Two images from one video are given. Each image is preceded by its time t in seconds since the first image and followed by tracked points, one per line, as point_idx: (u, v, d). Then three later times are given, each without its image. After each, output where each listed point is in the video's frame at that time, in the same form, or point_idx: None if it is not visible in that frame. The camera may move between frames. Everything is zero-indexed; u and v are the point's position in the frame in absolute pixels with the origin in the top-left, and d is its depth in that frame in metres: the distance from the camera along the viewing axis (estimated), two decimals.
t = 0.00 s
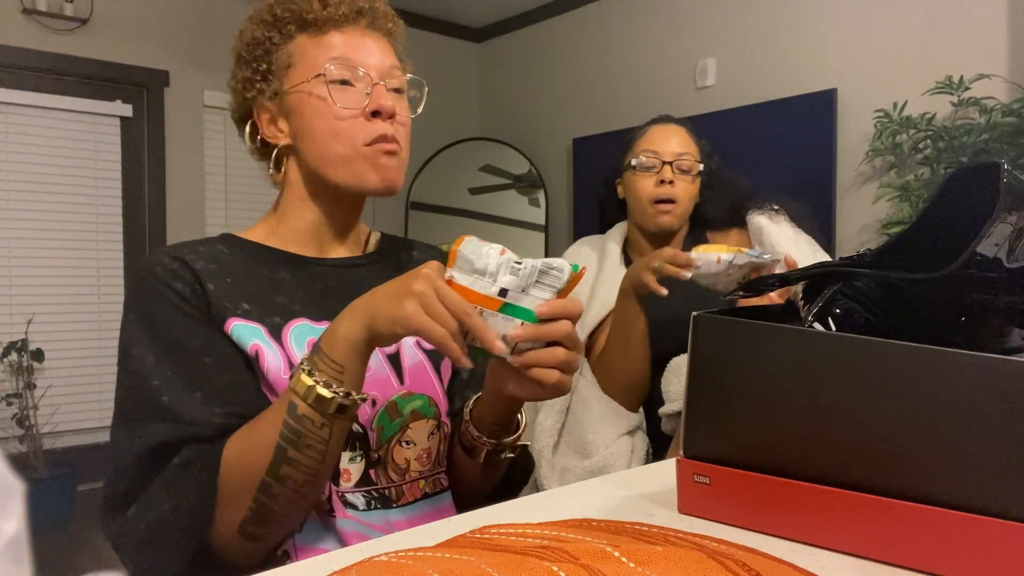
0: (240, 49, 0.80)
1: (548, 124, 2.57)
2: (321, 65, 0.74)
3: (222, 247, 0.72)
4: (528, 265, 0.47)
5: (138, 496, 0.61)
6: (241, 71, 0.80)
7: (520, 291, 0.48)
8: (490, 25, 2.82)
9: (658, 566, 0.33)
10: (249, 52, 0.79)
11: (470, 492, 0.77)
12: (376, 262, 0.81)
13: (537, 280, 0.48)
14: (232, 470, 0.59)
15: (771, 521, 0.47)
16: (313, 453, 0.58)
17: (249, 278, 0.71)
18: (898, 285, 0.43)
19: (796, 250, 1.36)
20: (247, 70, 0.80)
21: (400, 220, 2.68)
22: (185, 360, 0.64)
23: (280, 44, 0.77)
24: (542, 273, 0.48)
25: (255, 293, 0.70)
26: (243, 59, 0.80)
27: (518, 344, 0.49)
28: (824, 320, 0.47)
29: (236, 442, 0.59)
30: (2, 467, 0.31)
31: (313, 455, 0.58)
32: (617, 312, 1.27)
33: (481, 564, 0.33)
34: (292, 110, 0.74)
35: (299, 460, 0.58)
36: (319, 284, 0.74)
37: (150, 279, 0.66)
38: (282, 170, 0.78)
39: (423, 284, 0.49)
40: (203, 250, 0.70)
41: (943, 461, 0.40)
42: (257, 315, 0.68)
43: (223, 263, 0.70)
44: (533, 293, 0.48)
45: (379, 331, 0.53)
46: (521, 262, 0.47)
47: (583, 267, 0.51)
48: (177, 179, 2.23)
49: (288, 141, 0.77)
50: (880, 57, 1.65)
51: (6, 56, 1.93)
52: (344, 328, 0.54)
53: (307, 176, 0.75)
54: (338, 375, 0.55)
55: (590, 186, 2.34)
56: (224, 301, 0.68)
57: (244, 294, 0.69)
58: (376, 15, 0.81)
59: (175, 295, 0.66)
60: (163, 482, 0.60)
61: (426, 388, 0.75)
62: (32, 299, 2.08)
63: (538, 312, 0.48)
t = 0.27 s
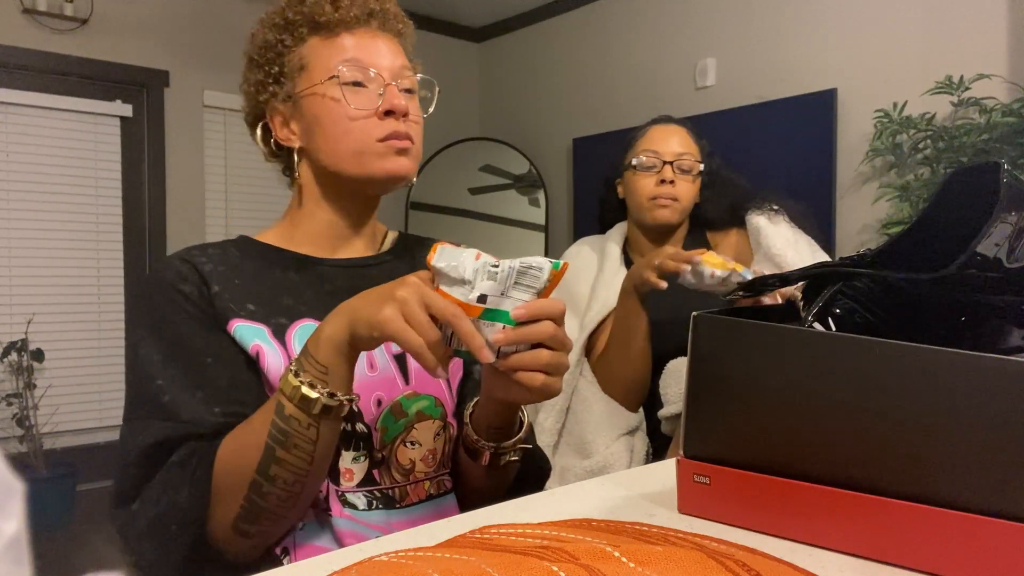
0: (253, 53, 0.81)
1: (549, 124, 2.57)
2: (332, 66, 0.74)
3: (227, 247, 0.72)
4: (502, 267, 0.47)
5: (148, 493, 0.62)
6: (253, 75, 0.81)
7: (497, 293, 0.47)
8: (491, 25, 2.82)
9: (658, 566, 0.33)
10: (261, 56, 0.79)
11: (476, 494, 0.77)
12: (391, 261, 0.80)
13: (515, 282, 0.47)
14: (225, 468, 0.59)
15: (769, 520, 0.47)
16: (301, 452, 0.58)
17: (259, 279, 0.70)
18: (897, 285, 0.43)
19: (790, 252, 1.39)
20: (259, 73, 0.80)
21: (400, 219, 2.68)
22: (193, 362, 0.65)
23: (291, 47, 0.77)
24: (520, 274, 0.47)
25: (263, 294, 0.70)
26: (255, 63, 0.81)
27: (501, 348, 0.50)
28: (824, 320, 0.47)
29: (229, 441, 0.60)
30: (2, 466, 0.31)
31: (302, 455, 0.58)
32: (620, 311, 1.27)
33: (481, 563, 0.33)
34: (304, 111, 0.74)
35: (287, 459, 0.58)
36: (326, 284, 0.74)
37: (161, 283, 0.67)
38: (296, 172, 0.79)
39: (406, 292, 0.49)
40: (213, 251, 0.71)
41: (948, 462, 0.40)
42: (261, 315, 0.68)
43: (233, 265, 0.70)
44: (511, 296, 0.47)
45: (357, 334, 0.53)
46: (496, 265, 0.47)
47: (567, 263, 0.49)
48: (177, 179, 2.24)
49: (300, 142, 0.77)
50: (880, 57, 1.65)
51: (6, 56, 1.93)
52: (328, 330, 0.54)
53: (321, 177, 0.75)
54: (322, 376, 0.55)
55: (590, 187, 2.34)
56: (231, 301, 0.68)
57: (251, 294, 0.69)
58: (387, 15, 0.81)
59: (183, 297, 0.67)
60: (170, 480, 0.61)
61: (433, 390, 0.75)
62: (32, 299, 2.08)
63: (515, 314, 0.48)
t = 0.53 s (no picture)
0: (264, 57, 0.81)
1: (549, 123, 2.57)
2: (336, 68, 0.74)
3: (233, 248, 0.73)
4: (493, 266, 0.48)
5: (152, 492, 0.62)
6: (265, 78, 0.81)
7: (491, 291, 0.49)
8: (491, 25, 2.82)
9: (658, 566, 0.33)
10: (272, 59, 0.80)
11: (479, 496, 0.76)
12: (402, 260, 0.80)
13: (508, 280, 0.49)
14: (225, 465, 0.60)
15: (769, 520, 0.47)
16: (298, 449, 0.58)
17: (264, 278, 0.71)
18: (897, 285, 0.43)
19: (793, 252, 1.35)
20: (269, 77, 0.80)
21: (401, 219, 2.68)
22: (201, 361, 0.66)
23: (298, 49, 0.78)
24: (511, 271, 0.49)
25: (269, 292, 0.70)
26: (266, 67, 0.81)
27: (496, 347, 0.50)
28: (824, 320, 0.47)
29: (229, 438, 0.60)
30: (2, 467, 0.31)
31: (299, 451, 0.58)
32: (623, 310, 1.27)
33: (481, 563, 0.33)
34: (311, 113, 0.75)
35: (284, 456, 0.58)
36: (335, 284, 0.73)
37: (173, 285, 0.68)
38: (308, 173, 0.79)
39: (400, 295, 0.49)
40: (227, 250, 0.72)
41: (949, 462, 0.39)
42: (268, 314, 0.68)
43: (244, 264, 0.71)
44: (505, 293, 0.49)
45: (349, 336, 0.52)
46: (487, 265, 0.49)
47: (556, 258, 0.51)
48: (177, 179, 2.24)
49: (310, 144, 0.78)
50: (880, 57, 1.65)
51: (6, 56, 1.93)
52: (322, 329, 0.54)
53: (330, 179, 0.75)
54: (317, 374, 0.55)
55: (590, 186, 2.34)
56: (238, 300, 0.68)
57: (258, 293, 0.69)
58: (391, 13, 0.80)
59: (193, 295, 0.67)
60: (176, 478, 0.61)
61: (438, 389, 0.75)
62: (32, 299, 2.08)
63: (508, 312, 0.49)
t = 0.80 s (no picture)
0: (266, 55, 0.81)
1: (549, 123, 2.57)
2: (341, 68, 0.74)
3: (234, 248, 0.73)
4: (488, 268, 0.48)
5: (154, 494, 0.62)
6: (267, 76, 0.81)
7: (487, 294, 0.48)
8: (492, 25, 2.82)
9: (658, 566, 0.33)
10: (274, 57, 0.80)
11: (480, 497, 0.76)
12: (404, 259, 0.79)
13: (502, 281, 0.48)
14: (224, 466, 0.60)
15: (768, 520, 0.47)
16: (295, 451, 0.58)
17: (264, 278, 0.71)
18: (897, 285, 0.43)
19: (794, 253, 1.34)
20: (272, 75, 0.80)
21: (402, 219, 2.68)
22: (201, 361, 0.66)
23: (302, 48, 0.78)
24: (507, 273, 0.48)
25: (269, 292, 0.70)
26: (268, 65, 0.81)
27: (491, 350, 0.51)
28: (824, 320, 0.47)
29: (228, 439, 0.60)
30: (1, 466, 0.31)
31: (296, 453, 0.58)
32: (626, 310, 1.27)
33: (481, 564, 0.33)
34: (313, 113, 0.75)
35: (281, 458, 0.58)
36: (336, 283, 0.73)
37: (173, 284, 0.68)
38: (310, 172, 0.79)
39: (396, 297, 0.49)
40: (228, 251, 0.72)
41: (950, 462, 0.39)
42: (268, 314, 0.68)
43: (244, 264, 0.71)
44: (500, 295, 0.49)
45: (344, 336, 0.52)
46: (483, 267, 0.48)
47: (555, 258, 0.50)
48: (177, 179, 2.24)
49: (311, 144, 0.78)
50: (880, 57, 1.65)
51: (7, 56, 1.93)
52: (319, 330, 0.54)
53: (331, 179, 0.75)
54: (313, 375, 0.55)
55: (590, 186, 2.34)
56: (238, 300, 0.68)
57: (258, 293, 0.69)
58: (397, 14, 0.80)
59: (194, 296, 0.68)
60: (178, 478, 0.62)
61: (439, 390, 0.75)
62: (32, 299, 2.08)
63: (504, 315, 0.49)
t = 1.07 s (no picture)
0: (260, 50, 0.81)
1: (548, 123, 2.57)
2: (337, 67, 0.74)
3: (227, 249, 0.73)
4: (484, 269, 0.49)
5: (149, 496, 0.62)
6: (260, 72, 0.81)
7: (486, 294, 0.49)
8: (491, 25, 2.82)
9: (658, 566, 0.33)
10: (268, 53, 0.80)
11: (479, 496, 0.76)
12: (393, 259, 0.80)
13: (497, 280, 0.49)
14: (222, 468, 0.60)
15: (768, 520, 0.47)
16: (294, 451, 0.58)
17: (258, 279, 0.71)
18: (897, 285, 0.43)
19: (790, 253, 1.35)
20: (265, 71, 0.80)
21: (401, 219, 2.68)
22: (196, 363, 0.66)
23: (297, 46, 0.77)
24: (500, 271, 0.49)
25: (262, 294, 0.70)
26: (262, 60, 0.81)
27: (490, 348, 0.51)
28: (824, 320, 0.46)
29: (226, 440, 0.60)
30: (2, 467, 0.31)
31: (295, 454, 0.58)
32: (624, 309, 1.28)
33: (481, 563, 0.33)
34: (307, 111, 0.75)
35: (281, 458, 0.58)
36: (328, 282, 0.74)
37: (166, 286, 0.68)
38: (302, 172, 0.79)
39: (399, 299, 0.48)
40: (217, 251, 0.72)
41: (949, 462, 0.39)
42: (262, 315, 0.69)
43: (236, 265, 0.71)
44: (495, 293, 0.50)
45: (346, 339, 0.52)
46: (478, 270, 0.49)
47: (544, 255, 0.52)
48: (177, 179, 2.24)
49: (303, 142, 0.78)
50: (880, 57, 1.65)
51: (7, 56, 1.93)
52: (318, 330, 0.54)
53: (323, 178, 0.75)
54: (312, 375, 0.55)
55: (590, 186, 2.34)
56: (231, 302, 0.68)
57: (252, 295, 0.69)
58: (396, 16, 0.80)
59: (186, 298, 0.68)
60: (173, 480, 0.61)
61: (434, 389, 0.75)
62: (32, 299, 2.08)
63: (498, 312, 0.50)
